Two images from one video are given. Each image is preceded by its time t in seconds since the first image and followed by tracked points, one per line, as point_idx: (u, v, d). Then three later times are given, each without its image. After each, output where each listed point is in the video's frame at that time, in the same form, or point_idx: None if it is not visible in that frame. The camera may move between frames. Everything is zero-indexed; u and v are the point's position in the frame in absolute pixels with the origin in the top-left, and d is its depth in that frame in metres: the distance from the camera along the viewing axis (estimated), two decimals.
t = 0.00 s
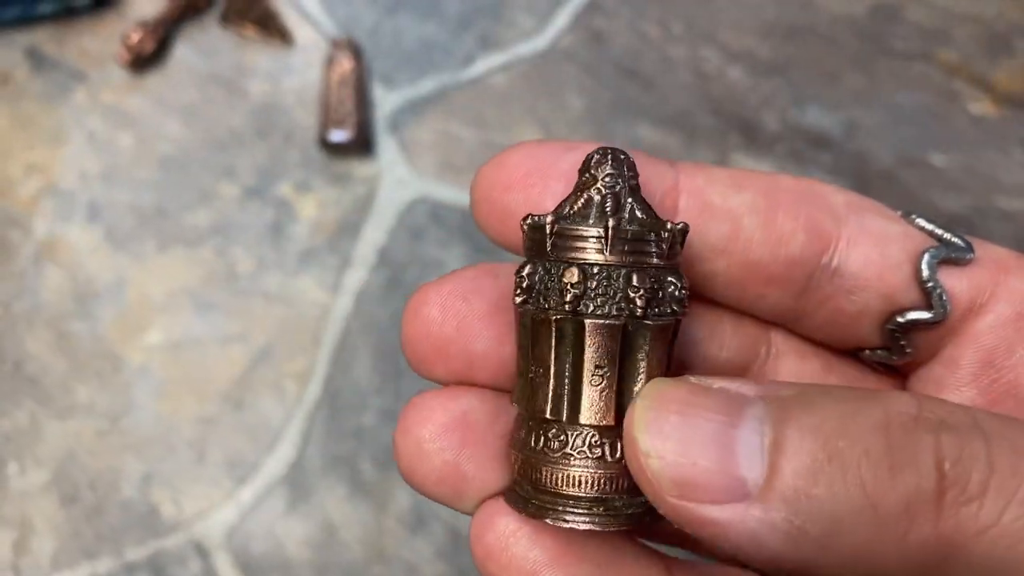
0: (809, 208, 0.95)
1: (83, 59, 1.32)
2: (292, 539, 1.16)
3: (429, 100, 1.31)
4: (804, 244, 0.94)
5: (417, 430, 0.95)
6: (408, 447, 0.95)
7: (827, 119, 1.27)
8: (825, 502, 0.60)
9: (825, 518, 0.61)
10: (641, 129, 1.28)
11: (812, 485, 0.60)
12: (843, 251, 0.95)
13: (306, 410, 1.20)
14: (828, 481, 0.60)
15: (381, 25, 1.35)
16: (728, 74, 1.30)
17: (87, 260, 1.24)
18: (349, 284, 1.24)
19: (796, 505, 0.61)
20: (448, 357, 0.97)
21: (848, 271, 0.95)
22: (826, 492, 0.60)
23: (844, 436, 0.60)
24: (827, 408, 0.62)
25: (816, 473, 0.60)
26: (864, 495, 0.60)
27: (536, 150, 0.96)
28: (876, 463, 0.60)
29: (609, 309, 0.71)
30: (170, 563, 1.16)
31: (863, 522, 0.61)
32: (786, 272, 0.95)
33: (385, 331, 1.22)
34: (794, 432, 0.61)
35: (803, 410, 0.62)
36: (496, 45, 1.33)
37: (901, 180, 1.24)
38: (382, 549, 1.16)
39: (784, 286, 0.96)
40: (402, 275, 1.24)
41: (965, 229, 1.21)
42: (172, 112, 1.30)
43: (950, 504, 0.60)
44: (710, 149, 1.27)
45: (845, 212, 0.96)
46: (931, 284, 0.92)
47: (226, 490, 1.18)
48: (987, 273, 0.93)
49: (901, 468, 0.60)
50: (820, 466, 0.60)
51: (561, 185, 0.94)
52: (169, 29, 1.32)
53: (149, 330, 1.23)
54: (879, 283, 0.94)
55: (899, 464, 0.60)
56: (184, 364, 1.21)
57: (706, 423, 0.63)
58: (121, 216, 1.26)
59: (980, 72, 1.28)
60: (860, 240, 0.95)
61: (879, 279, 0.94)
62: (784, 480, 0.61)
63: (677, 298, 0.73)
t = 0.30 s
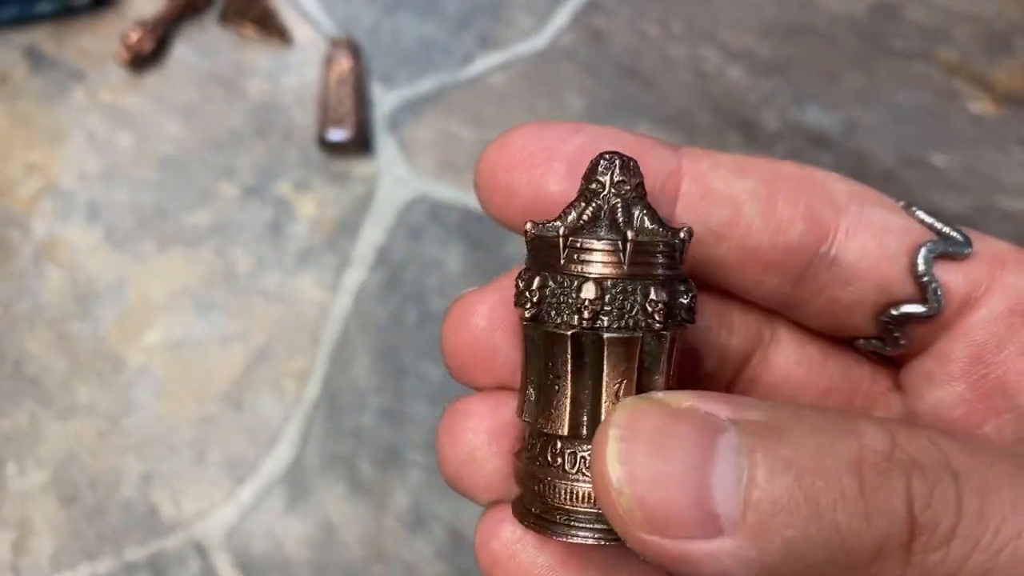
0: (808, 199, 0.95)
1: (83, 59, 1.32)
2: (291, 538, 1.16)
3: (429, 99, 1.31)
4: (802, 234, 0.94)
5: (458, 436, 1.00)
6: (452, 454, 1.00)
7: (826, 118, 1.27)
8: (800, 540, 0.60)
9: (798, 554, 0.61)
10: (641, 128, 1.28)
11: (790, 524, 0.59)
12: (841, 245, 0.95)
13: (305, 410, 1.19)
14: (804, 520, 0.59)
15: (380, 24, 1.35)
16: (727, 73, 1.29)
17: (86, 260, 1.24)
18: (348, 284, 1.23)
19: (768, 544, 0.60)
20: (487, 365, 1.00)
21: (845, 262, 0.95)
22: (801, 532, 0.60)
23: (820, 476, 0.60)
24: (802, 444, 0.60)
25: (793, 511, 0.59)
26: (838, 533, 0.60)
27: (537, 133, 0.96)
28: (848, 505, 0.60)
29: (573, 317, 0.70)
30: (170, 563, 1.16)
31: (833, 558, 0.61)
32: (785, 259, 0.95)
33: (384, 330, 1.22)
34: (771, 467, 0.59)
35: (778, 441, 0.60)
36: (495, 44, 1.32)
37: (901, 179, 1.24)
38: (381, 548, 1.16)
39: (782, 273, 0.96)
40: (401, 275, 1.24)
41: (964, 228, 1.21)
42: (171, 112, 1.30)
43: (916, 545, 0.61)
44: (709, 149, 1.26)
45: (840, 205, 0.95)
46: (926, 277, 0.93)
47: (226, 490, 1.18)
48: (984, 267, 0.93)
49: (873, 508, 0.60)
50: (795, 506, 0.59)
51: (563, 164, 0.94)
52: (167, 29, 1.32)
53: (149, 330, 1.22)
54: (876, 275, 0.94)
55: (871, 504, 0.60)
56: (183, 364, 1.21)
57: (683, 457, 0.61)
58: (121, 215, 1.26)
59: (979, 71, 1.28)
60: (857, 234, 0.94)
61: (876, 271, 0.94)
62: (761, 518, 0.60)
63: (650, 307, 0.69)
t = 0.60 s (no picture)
0: (776, 245, 1.01)
1: (81, 59, 1.33)
2: (289, 538, 1.16)
3: (427, 100, 1.31)
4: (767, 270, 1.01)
5: (481, 392, 1.03)
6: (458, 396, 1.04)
7: (823, 118, 1.27)
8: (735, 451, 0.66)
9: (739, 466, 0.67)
10: (638, 129, 1.28)
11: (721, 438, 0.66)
12: (797, 276, 1.00)
13: (304, 410, 1.20)
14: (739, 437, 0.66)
15: (378, 25, 1.35)
16: (724, 74, 1.30)
17: (85, 260, 1.25)
18: (347, 284, 1.24)
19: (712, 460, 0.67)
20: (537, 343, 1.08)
21: (799, 300, 1.00)
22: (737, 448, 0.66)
23: (754, 395, 0.66)
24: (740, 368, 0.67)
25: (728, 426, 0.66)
26: (746, 441, 0.66)
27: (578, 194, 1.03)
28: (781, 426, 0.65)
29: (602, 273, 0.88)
30: (168, 562, 1.16)
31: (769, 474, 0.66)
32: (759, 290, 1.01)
33: (382, 330, 1.22)
34: (714, 386, 0.66)
35: (717, 365, 0.67)
36: (493, 45, 1.33)
37: (898, 179, 1.24)
38: (379, 548, 1.15)
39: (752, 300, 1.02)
40: (399, 275, 1.24)
41: (961, 228, 1.21)
42: (170, 112, 1.31)
43: (857, 479, 0.64)
44: (706, 149, 1.26)
45: (813, 245, 1.00)
46: (863, 303, 0.97)
47: (225, 489, 1.18)
48: (914, 300, 0.97)
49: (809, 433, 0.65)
50: (730, 423, 0.66)
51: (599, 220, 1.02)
52: (166, 30, 1.33)
53: (147, 330, 1.23)
54: (821, 302, 0.99)
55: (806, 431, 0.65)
56: (182, 364, 1.22)
57: (657, 361, 0.68)
58: (119, 215, 1.27)
59: (975, 72, 1.29)
60: (815, 267, 0.99)
61: (827, 302, 0.99)
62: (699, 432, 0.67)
63: (641, 290, 0.85)
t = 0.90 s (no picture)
0: (789, 325, 1.04)
1: (93, 63, 1.37)
2: (294, 528, 1.20)
3: (429, 103, 1.35)
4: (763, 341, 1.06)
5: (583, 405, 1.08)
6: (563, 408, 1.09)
7: (813, 121, 1.31)
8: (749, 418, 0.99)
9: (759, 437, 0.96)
10: (634, 131, 1.32)
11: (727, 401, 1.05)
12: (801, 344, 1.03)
13: (310, 404, 1.23)
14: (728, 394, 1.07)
15: (380, 30, 1.39)
16: (717, 78, 1.34)
17: (96, 258, 1.29)
18: (351, 282, 1.27)
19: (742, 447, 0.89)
20: (674, 401, 1.09)
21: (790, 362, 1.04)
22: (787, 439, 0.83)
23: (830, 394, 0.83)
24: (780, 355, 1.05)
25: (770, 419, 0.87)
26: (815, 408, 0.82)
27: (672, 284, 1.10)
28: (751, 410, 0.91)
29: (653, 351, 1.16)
30: (176, 552, 1.19)
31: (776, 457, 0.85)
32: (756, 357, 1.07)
33: (384, 327, 1.26)
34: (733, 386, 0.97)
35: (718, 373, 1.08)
36: (493, 50, 1.37)
37: (885, 180, 1.28)
38: (382, 538, 1.19)
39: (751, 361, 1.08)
40: (401, 273, 1.27)
41: (947, 227, 1.26)
42: (178, 114, 1.34)
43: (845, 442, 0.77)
44: (698, 151, 1.31)
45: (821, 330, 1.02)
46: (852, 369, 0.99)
47: (231, 481, 1.21)
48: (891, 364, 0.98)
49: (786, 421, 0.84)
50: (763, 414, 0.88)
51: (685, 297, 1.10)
52: (175, 35, 1.36)
53: (157, 326, 1.26)
54: (817, 366, 1.02)
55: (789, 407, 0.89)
56: (190, 359, 1.25)
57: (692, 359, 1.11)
58: (129, 215, 1.30)
59: (963, 76, 1.31)
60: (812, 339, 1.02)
61: (818, 369, 1.02)
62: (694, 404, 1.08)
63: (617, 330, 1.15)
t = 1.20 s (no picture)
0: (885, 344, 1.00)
1: (90, 65, 1.37)
2: (293, 528, 1.20)
3: (426, 104, 1.35)
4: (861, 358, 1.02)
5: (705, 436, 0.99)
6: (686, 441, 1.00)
7: (808, 121, 1.32)
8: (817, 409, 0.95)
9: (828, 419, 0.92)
10: (630, 132, 1.33)
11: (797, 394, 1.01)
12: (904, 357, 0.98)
13: (308, 404, 1.24)
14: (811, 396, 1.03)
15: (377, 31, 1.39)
16: (713, 78, 1.34)
17: (95, 259, 1.29)
18: (349, 282, 1.28)
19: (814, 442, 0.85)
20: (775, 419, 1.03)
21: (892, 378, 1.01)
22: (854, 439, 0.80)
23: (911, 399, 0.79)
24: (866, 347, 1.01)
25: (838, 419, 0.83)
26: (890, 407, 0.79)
27: (780, 307, 1.02)
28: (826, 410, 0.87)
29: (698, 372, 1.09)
30: (175, 551, 1.20)
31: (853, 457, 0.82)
32: (852, 375, 1.03)
33: (382, 327, 1.26)
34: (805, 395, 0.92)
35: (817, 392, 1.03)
36: (489, 50, 1.36)
37: (881, 179, 1.29)
38: (380, 537, 1.20)
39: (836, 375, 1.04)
40: (399, 273, 1.28)
41: (943, 226, 1.27)
42: (176, 116, 1.35)
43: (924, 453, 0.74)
44: (694, 152, 1.31)
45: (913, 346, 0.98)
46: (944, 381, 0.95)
47: (230, 480, 1.22)
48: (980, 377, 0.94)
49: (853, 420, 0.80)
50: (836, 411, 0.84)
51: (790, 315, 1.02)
52: (173, 36, 1.36)
53: (155, 326, 1.27)
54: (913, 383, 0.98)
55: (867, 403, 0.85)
56: (189, 360, 1.26)
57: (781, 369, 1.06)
58: (128, 216, 1.31)
59: (958, 76, 1.31)
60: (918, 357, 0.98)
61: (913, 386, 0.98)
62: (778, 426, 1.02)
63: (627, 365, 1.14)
